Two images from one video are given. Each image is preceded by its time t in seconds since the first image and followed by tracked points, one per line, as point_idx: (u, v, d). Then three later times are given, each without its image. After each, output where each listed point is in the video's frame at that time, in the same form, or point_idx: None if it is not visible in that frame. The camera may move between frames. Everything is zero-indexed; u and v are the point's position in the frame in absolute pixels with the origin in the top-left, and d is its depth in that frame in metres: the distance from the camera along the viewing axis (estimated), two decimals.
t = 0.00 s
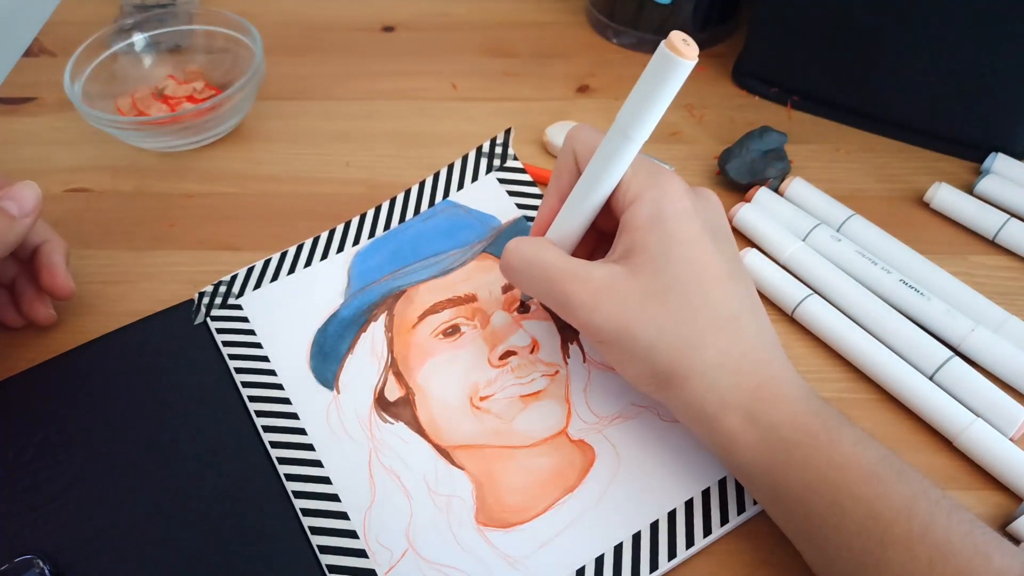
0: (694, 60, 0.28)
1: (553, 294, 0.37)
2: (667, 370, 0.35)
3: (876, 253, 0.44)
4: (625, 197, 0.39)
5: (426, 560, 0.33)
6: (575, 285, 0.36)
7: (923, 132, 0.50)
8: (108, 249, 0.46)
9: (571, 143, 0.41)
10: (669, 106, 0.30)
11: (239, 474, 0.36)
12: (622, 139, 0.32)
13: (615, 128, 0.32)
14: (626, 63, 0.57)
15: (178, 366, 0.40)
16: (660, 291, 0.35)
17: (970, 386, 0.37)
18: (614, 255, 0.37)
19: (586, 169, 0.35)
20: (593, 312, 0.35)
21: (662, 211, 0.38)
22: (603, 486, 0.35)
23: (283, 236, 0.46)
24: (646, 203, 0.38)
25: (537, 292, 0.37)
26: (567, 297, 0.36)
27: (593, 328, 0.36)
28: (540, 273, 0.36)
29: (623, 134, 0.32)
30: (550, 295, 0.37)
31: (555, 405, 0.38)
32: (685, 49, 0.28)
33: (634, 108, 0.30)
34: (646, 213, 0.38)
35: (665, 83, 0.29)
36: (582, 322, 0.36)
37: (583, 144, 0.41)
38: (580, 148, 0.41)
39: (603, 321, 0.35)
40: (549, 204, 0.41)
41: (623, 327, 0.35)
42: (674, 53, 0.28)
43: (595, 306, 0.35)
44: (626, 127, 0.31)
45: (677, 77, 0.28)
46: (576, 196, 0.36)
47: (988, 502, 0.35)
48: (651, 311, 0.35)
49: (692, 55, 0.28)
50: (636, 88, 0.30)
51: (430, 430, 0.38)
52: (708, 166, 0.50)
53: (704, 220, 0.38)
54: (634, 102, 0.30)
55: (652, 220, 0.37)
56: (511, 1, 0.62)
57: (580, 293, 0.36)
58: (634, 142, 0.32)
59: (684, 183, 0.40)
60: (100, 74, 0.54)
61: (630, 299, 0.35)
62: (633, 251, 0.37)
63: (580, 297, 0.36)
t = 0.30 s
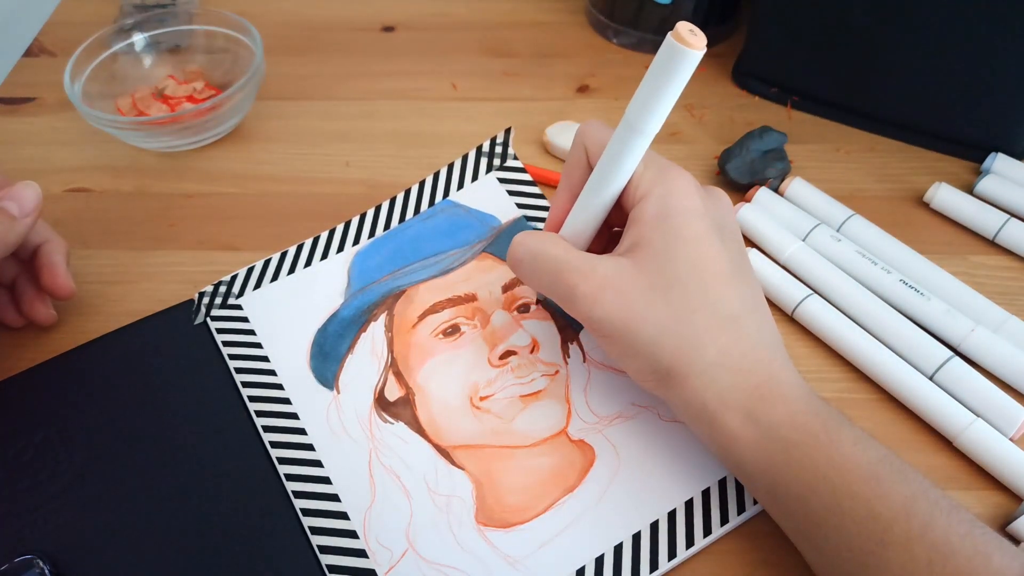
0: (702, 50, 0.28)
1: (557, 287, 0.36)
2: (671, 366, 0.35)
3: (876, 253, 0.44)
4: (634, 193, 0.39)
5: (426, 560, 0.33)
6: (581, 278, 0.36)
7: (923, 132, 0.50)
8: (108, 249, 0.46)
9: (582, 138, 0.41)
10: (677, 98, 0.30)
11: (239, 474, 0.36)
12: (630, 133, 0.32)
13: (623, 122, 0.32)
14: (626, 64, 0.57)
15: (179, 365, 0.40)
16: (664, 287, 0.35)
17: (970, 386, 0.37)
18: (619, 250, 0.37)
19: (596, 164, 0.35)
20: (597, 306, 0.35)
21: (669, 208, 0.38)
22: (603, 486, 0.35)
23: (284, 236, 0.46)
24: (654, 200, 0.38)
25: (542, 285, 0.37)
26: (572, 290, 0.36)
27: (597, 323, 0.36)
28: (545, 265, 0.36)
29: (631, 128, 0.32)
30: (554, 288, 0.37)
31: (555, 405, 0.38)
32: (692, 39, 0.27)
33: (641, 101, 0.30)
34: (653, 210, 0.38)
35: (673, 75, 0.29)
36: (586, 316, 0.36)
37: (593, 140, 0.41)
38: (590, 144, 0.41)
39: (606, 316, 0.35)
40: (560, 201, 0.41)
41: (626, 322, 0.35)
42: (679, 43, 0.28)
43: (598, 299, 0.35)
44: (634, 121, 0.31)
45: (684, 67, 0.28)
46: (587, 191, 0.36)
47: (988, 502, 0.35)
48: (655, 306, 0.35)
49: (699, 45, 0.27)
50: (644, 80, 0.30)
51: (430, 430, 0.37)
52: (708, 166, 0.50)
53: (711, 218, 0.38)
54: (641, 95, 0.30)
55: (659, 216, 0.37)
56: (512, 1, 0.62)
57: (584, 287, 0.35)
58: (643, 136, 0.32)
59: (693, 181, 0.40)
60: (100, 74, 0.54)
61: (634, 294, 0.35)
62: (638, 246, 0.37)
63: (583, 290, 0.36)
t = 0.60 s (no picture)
0: (698, 48, 0.28)
1: (557, 288, 0.36)
2: (671, 367, 0.35)
3: (876, 253, 0.44)
4: (634, 194, 0.39)
5: (426, 560, 0.33)
6: (581, 281, 0.36)
7: (923, 132, 0.50)
8: (108, 249, 0.46)
9: (580, 140, 0.41)
10: (674, 98, 0.30)
11: (239, 475, 0.36)
12: (627, 134, 0.32)
13: (621, 123, 0.32)
14: (626, 64, 0.57)
15: (179, 365, 0.40)
16: (664, 289, 0.35)
17: (970, 386, 0.37)
18: (619, 252, 0.37)
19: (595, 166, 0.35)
20: (598, 308, 0.35)
21: (669, 209, 0.38)
22: (603, 486, 0.35)
23: (284, 236, 0.46)
24: (655, 201, 0.38)
25: (542, 286, 0.37)
26: (573, 293, 0.36)
27: (598, 326, 0.36)
28: (545, 267, 0.36)
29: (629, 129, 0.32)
30: (554, 289, 0.37)
31: (555, 405, 0.38)
32: (688, 37, 0.28)
33: (638, 100, 0.30)
34: (654, 211, 0.38)
35: (669, 74, 0.29)
36: (586, 318, 0.36)
37: (591, 142, 0.41)
38: (588, 145, 0.41)
39: (607, 317, 0.35)
40: (559, 202, 0.42)
41: (626, 323, 0.35)
42: (675, 42, 0.28)
43: (598, 301, 0.35)
44: (632, 123, 0.31)
45: (680, 66, 0.28)
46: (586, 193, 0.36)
47: (988, 502, 0.35)
48: (655, 307, 0.35)
49: (695, 43, 0.27)
50: (641, 79, 0.30)
51: (430, 430, 0.37)
52: (708, 166, 0.50)
53: (712, 219, 0.38)
54: (638, 95, 0.30)
55: (660, 218, 0.37)
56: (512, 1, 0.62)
57: (584, 288, 0.36)
58: (641, 136, 0.31)
59: (694, 183, 0.40)
60: (100, 74, 0.54)
61: (634, 296, 0.35)
62: (638, 247, 0.37)
63: (583, 292, 0.36)
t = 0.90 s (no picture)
0: (690, 62, 0.28)
1: (552, 305, 0.36)
2: (670, 375, 0.35)
3: (876, 253, 0.44)
4: (620, 202, 0.39)
5: (426, 560, 0.33)
6: (576, 295, 0.35)
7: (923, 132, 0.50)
8: (108, 249, 0.46)
9: (560, 149, 0.41)
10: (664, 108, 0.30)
11: (239, 475, 0.36)
12: (617, 146, 0.32)
13: (610, 135, 0.31)
14: (626, 64, 0.57)
15: (179, 366, 0.40)
16: (661, 298, 0.35)
17: (970, 386, 0.37)
18: (612, 263, 0.37)
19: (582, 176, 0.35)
20: (594, 321, 0.35)
21: (658, 217, 0.38)
22: (603, 486, 0.35)
23: (284, 236, 0.46)
24: (642, 210, 0.38)
25: (535, 303, 0.37)
26: (568, 307, 0.36)
27: (595, 338, 0.36)
28: (539, 284, 0.36)
29: (619, 141, 0.31)
30: (548, 305, 0.36)
31: (554, 405, 0.38)
32: (680, 51, 0.27)
33: (628, 113, 0.30)
34: (642, 220, 0.38)
35: (660, 87, 0.28)
36: (584, 332, 0.36)
37: (572, 149, 0.41)
38: (569, 152, 0.41)
39: (604, 329, 0.35)
40: (540, 210, 0.41)
41: (625, 334, 0.35)
42: (666, 55, 0.27)
43: (596, 315, 0.35)
44: (622, 135, 0.31)
45: (672, 80, 0.28)
46: (573, 206, 0.36)
47: (988, 502, 0.35)
48: (653, 318, 0.35)
49: (686, 57, 0.27)
50: (630, 93, 0.29)
51: (430, 429, 0.37)
52: (708, 166, 0.50)
53: (700, 222, 0.38)
54: (628, 108, 0.30)
55: (650, 226, 0.37)
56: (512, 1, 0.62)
57: (581, 303, 0.35)
58: (631, 147, 0.31)
59: (678, 187, 0.40)
60: (100, 74, 0.54)
61: (631, 308, 0.35)
62: (631, 257, 0.37)
63: (579, 305, 0.35)
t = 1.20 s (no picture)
0: (688, 60, 0.28)
1: (553, 299, 0.36)
2: (670, 372, 0.35)
3: (876, 253, 0.44)
4: (622, 200, 0.39)
5: (426, 560, 0.33)
6: (577, 291, 0.35)
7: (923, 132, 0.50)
8: (108, 249, 0.46)
9: (561, 149, 0.41)
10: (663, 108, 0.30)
11: (239, 475, 0.36)
12: (616, 144, 0.32)
13: (610, 133, 0.31)
14: (626, 64, 0.57)
15: (178, 366, 0.40)
16: (661, 294, 0.35)
17: (970, 386, 0.37)
18: (613, 259, 0.37)
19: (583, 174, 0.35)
20: (594, 317, 0.35)
21: (660, 214, 0.38)
22: (602, 486, 0.35)
23: (284, 236, 0.46)
24: (644, 206, 0.38)
25: (536, 298, 0.37)
26: (568, 302, 0.36)
27: (595, 334, 0.36)
28: (539, 279, 0.36)
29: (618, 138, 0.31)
30: (549, 300, 0.36)
31: (554, 405, 0.38)
32: (678, 49, 0.27)
33: (627, 111, 0.30)
34: (644, 217, 0.38)
35: (659, 85, 0.28)
36: (583, 327, 0.36)
37: (572, 149, 0.41)
38: (569, 152, 0.41)
39: (604, 324, 0.35)
40: (543, 211, 0.42)
41: (624, 330, 0.35)
42: (665, 53, 0.27)
43: (596, 310, 0.35)
44: (621, 132, 0.31)
45: (670, 77, 0.28)
46: (573, 204, 0.36)
47: (988, 502, 0.35)
48: (653, 314, 0.35)
49: (685, 55, 0.27)
50: (629, 90, 0.29)
51: (430, 430, 0.38)
52: (708, 166, 0.50)
53: (702, 221, 0.38)
54: (627, 105, 0.30)
55: (651, 223, 0.37)
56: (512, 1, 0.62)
57: (581, 298, 0.35)
58: (630, 146, 0.31)
59: (679, 184, 0.40)
60: (100, 74, 0.54)
61: (631, 304, 0.35)
62: (632, 253, 0.37)
63: (579, 301, 0.35)
